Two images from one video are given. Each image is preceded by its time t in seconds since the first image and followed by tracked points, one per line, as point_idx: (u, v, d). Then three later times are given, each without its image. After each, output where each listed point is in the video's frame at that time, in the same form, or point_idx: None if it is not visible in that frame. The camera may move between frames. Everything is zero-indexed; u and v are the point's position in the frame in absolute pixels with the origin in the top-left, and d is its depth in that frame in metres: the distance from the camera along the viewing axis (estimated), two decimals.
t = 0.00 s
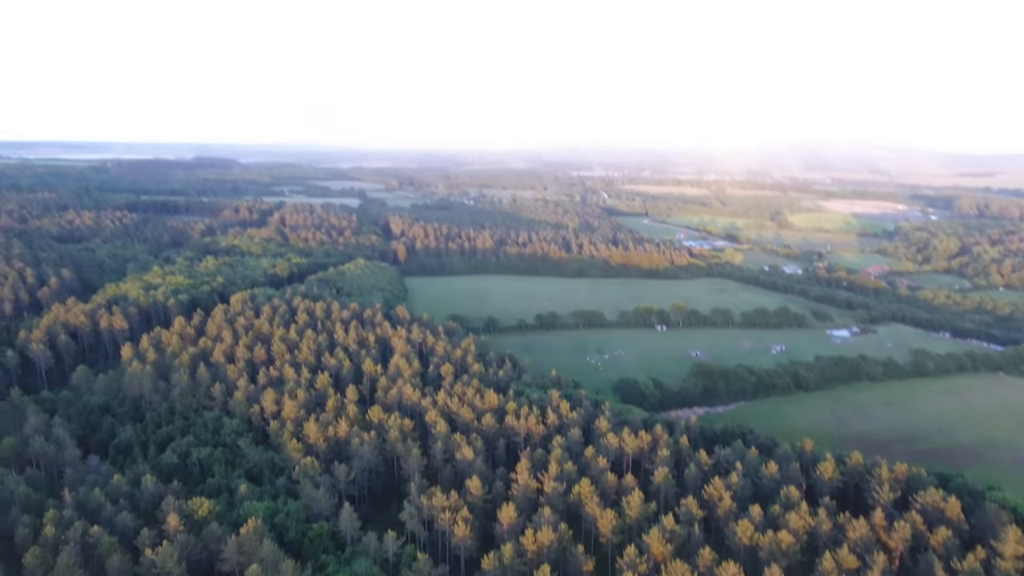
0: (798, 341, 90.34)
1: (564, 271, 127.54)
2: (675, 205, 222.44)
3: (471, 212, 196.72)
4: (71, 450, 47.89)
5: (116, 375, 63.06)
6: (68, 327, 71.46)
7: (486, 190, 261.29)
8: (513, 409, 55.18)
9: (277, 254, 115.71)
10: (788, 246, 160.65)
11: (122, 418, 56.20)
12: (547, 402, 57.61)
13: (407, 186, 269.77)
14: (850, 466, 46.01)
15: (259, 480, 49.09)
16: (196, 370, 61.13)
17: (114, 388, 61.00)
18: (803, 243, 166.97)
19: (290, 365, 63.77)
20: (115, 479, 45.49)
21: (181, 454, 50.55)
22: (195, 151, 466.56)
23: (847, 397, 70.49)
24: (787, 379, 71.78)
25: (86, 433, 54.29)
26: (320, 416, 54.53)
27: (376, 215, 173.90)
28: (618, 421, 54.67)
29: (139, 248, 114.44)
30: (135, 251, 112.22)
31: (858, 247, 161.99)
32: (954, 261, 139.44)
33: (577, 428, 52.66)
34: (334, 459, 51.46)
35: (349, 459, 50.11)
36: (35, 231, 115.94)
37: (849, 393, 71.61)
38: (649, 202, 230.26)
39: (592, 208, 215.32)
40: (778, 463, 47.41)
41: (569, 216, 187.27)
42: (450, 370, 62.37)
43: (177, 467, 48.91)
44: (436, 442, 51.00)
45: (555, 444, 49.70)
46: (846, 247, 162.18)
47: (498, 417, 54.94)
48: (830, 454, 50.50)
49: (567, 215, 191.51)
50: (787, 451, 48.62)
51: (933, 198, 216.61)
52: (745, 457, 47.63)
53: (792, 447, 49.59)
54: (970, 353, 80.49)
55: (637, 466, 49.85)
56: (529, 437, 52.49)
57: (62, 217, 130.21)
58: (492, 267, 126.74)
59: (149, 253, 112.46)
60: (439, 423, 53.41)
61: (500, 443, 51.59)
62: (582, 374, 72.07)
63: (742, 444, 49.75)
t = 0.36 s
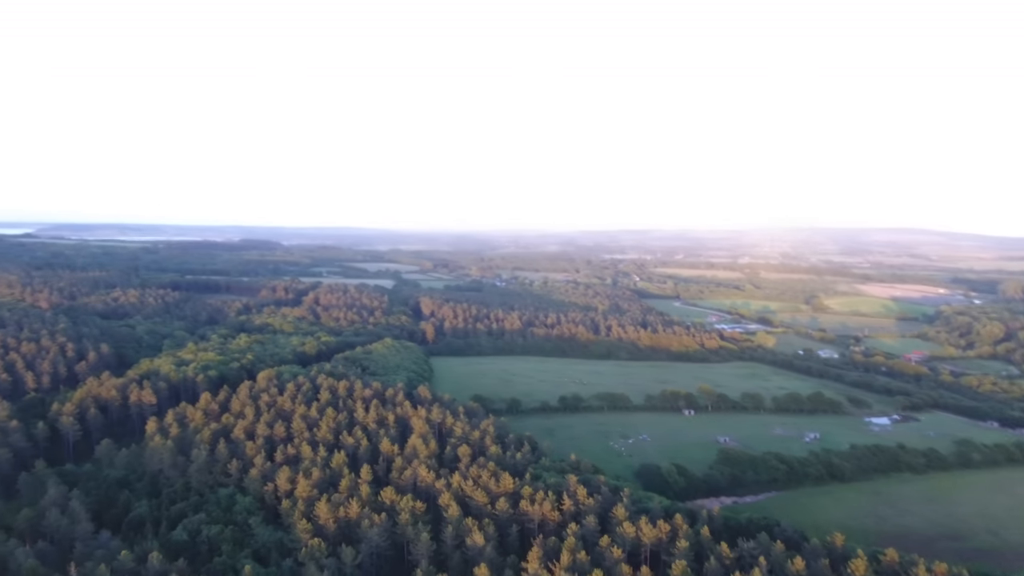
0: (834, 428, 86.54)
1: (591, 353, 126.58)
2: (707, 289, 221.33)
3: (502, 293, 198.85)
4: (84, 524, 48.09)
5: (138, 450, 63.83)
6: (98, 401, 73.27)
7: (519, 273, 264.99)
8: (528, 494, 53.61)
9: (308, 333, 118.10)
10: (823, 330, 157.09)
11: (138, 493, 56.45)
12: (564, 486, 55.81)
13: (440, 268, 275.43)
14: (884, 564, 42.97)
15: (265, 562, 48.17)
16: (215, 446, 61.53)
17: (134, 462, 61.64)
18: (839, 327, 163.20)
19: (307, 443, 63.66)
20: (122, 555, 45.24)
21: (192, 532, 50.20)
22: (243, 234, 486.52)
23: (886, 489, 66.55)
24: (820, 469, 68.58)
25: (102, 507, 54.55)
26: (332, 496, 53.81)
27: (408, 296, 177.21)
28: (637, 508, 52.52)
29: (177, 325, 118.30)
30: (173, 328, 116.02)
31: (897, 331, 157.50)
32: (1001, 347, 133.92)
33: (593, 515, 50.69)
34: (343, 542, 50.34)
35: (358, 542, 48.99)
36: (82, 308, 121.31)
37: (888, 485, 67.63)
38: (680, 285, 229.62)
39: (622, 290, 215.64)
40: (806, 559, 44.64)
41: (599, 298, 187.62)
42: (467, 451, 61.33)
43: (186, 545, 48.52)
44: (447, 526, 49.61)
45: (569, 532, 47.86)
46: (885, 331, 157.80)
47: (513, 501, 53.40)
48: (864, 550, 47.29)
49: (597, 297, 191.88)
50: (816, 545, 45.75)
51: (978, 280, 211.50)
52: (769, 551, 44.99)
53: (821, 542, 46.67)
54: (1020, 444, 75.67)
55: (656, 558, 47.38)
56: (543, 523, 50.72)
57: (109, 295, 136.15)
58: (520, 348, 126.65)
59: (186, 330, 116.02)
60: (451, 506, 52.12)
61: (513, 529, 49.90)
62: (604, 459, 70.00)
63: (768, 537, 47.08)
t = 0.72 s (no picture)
0: (861, 437, 84.67)
1: (614, 359, 125.94)
2: (735, 295, 218.36)
3: (526, 298, 199.04)
4: (108, 519, 49.61)
5: (164, 448, 65.50)
6: (128, 400, 75.37)
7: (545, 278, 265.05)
8: (542, 498, 53.58)
9: (332, 336, 119.84)
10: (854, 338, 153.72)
11: (162, 490, 57.97)
12: (578, 491, 55.65)
13: (467, 273, 276.75)
14: None
15: (281, 559, 49.00)
16: (236, 446, 62.82)
17: (159, 460, 63.30)
18: (871, 335, 159.59)
19: (326, 444, 64.58)
20: (144, 550, 46.54)
21: (211, 529, 51.37)
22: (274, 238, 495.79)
23: (912, 500, 64.90)
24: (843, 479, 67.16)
25: (127, 503, 56.15)
26: (348, 496, 54.51)
27: (434, 300, 178.52)
28: (651, 514, 52.16)
29: (207, 327, 121.03)
30: (203, 330, 118.82)
31: (931, 339, 153.36)
32: None
33: (606, 521, 50.47)
34: (357, 541, 50.94)
35: (372, 542, 49.55)
36: (116, 310, 124.95)
37: (915, 496, 65.95)
38: (708, 292, 227.01)
39: (648, 295, 214.01)
40: (821, 569, 43.92)
41: (624, 304, 186.65)
42: (483, 454, 61.55)
43: (205, 541, 49.70)
44: (460, 528, 49.87)
45: (581, 536, 47.75)
46: (919, 339, 153.79)
47: (526, 505, 53.44)
48: (884, 563, 46.30)
49: (622, 302, 190.86)
50: (833, 556, 44.96)
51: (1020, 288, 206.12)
52: (784, 561, 44.34)
53: (839, 553, 45.83)
54: None
55: (668, 564, 46.93)
56: (556, 528, 50.66)
57: (143, 297, 139.99)
58: (542, 353, 126.66)
59: (215, 332, 118.68)
60: (464, 508, 52.38)
61: (526, 533, 49.95)
62: (622, 465, 69.58)
63: (783, 546, 46.39)
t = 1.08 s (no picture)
0: (883, 441, 83.15)
1: (633, 359, 125.31)
2: (759, 296, 215.60)
3: (547, 298, 198.93)
4: (128, 511, 50.92)
5: (184, 443, 66.92)
6: (152, 396, 77.14)
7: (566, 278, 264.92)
8: (554, 496, 53.57)
9: (352, 334, 121.32)
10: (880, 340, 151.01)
11: (182, 484, 59.27)
12: (589, 491, 55.55)
13: (489, 272, 277.65)
14: None
15: (295, 553, 49.74)
16: (255, 442, 63.95)
17: (179, 454, 64.60)
18: (897, 337, 156.64)
19: (341, 440, 65.39)
20: (162, 541, 47.70)
21: (228, 522, 52.40)
22: (299, 238, 503.25)
23: (934, 506, 63.52)
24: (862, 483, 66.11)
25: (148, 496, 57.52)
26: (361, 493, 55.11)
27: (454, 300, 179.35)
28: (662, 515, 51.87)
29: (231, 325, 123.35)
30: (227, 328, 121.07)
31: (961, 342, 149.78)
32: None
33: (616, 521, 50.35)
34: (369, 537, 51.51)
35: (383, 538, 50.05)
36: (144, 308, 127.98)
37: (937, 501, 64.54)
38: (731, 293, 224.51)
39: (670, 296, 212.45)
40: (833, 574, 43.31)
41: (645, 304, 185.63)
42: (495, 453, 61.79)
43: (220, 535, 50.76)
44: (471, 526, 50.19)
45: (591, 537, 47.68)
46: (948, 342, 150.50)
47: (538, 504, 53.51)
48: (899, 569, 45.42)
49: (643, 303, 189.85)
50: (846, 561, 44.25)
51: None
52: (796, 566, 43.71)
53: (852, 559, 45.11)
54: None
55: (678, 565, 46.69)
56: (567, 527, 50.66)
57: (170, 296, 143.23)
58: (561, 353, 126.62)
59: (239, 330, 120.84)
60: (475, 507, 52.61)
61: (536, 532, 50.07)
62: (636, 465, 69.30)
63: (795, 550, 45.80)
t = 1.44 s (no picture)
0: (904, 444, 81.67)
1: (651, 360, 124.64)
2: (782, 297, 212.79)
3: (566, 298, 198.51)
4: (146, 504, 52.14)
5: (202, 438, 68.19)
6: (173, 392, 78.78)
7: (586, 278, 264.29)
8: (564, 496, 53.58)
9: (371, 333, 122.46)
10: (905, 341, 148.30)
11: (199, 478, 60.51)
12: (600, 490, 55.47)
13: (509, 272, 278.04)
14: None
15: (306, 548, 50.49)
16: (271, 438, 65.00)
17: (198, 449, 65.92)
18: (923, 339, 153.69)
19: (356, 438, 66.11)
20: (178, 534, 48.81)
21: (242, 517, 53.35)
22: (322, 237, 509.07)
23: (954, 511, 62.27)
24: (879, 487, 65.26)
25: (166, 489, 58.82)
26: (372, 489, 55.69)
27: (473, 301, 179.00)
28: (672, 515, 51.62)
29: (253, 323, 125.39)
30: (248, 325, 123.06)
31: (989, 344, 146.48)
32: None
33: (626, 521, 50.24)
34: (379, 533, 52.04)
35: (393, 535, 50.56)
36: (169, 306, 130.58)
37: (957, 506, 63.26)
38: (753, 293, 221.91)
39: (691, 296, 210.63)
40: None
41: (665, 304, 184.40)
42: (507, 452, 61.94)
43: (235, 528, 51.76)
44: (479, 523, 50.48)
45: (599, 536, 47.65)
46: (975, 344, 147.30)
47: (547, 502, 53.58)
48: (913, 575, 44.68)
49: (663, 303, 188.58)
50: (858, 566, 43.64)
51: None
52: (806, 568, 43.26)
53: (865, 563, 44.49)
54: None
55: (686, 567, 46.51)
56: (576, 526, 50.68)
57: (194, 294, 145.99)
58: (578, 352, 126.39)
59: (260, 328, 122.71)
60: (485, 505, 52.86)
61: (545, 530, 50.18)
62: (649, 466, 68.98)
63: (805, 554, 45.31)
